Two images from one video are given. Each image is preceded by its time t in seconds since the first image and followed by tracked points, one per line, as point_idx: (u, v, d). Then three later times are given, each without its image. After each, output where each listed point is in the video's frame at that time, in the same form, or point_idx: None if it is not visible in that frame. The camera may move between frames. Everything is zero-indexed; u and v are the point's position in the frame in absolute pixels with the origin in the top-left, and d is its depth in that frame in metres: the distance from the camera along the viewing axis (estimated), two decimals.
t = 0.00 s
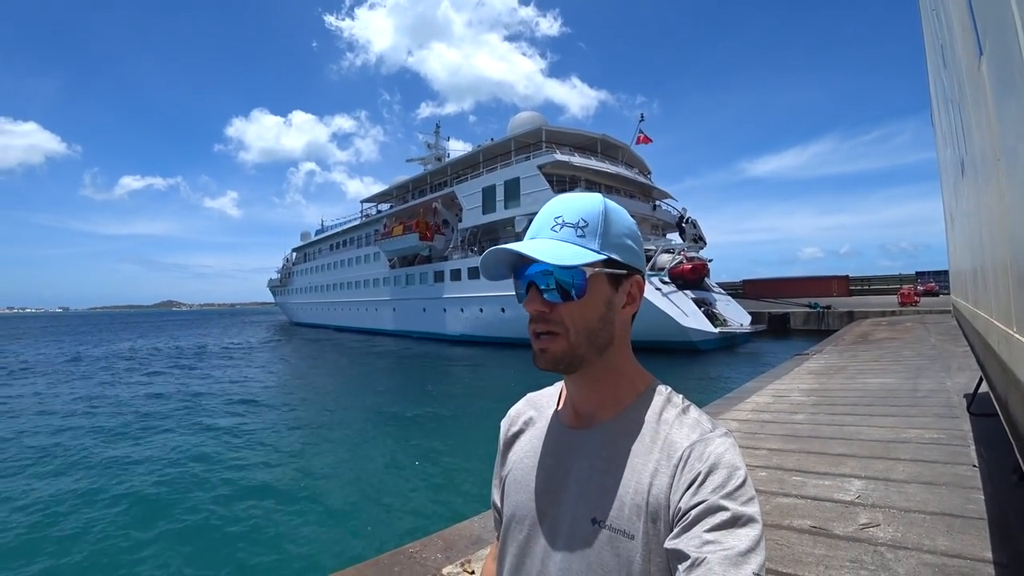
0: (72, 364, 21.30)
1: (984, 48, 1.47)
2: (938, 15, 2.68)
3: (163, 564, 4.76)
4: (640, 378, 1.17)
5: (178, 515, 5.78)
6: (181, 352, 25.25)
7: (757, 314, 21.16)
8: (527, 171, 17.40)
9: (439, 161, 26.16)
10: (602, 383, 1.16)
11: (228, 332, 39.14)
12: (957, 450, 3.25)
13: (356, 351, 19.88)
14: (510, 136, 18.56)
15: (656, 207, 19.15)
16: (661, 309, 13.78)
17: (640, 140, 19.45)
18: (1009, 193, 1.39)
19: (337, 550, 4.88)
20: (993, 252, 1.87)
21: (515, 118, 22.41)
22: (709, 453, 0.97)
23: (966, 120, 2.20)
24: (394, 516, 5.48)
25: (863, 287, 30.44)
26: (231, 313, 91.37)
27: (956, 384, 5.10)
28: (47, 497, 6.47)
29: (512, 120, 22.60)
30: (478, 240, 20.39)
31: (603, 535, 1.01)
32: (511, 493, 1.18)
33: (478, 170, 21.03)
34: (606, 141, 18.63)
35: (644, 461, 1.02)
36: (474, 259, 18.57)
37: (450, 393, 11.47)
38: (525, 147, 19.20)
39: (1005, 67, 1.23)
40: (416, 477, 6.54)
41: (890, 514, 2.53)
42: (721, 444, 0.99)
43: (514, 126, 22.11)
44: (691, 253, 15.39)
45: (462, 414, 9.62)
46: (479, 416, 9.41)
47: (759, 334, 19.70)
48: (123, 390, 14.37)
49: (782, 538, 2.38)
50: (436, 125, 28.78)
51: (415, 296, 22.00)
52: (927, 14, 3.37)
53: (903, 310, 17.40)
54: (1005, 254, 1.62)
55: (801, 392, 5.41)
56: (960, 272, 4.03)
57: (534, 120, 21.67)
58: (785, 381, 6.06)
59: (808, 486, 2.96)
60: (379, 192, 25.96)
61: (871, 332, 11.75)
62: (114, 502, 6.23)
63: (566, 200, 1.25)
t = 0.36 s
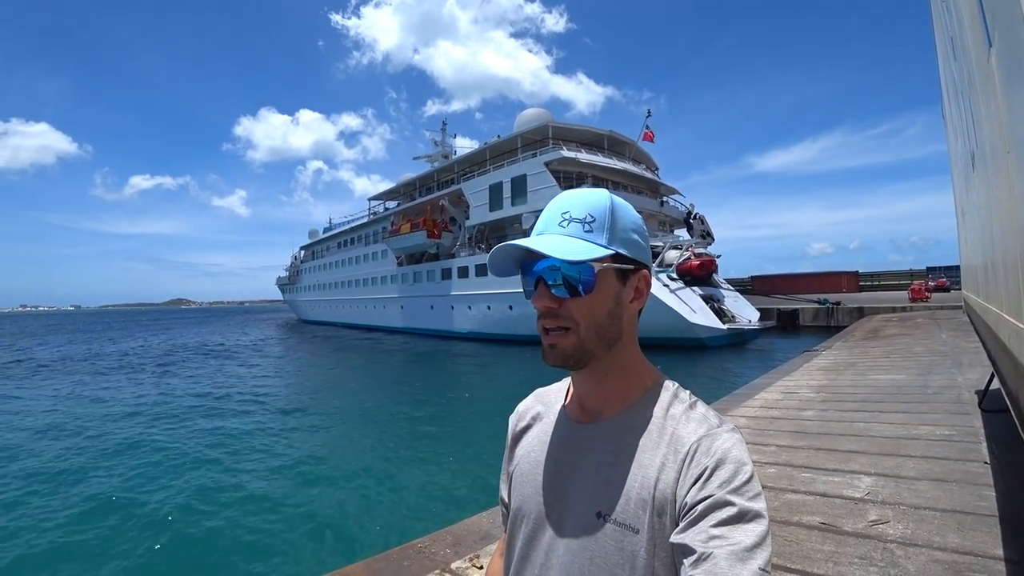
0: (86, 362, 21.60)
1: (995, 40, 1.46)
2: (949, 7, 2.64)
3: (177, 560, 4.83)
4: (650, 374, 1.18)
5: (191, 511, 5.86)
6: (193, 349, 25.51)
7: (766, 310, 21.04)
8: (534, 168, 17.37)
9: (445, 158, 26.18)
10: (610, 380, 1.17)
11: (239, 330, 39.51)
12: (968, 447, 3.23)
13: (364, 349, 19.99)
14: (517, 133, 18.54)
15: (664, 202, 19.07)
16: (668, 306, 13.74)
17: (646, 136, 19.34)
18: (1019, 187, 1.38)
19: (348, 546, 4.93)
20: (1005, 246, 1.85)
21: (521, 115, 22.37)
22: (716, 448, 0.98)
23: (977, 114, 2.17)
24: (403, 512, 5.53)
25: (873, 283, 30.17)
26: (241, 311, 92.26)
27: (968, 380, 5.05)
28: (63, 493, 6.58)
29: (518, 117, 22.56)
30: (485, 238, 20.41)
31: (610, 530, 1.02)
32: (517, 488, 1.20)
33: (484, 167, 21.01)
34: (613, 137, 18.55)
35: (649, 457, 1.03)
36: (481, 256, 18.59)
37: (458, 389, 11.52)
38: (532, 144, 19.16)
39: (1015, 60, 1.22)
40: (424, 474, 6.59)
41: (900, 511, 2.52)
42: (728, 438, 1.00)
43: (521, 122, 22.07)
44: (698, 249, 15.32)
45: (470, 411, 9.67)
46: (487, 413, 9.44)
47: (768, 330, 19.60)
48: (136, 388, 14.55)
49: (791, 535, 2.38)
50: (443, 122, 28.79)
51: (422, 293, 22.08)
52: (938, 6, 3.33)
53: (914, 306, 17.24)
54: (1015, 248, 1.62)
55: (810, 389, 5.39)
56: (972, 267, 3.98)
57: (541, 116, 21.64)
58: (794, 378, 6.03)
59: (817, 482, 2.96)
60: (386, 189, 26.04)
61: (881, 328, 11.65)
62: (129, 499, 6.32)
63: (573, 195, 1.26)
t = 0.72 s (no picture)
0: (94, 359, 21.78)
1: (1000, 40, 1.45)
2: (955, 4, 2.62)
3: (185, 556, 4.88)
4: (654, 372, 1.19)
5: (199, 508, 5.92)
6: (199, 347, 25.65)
7: (771, 309, 20.97)
8: (538, 166, 17.35)
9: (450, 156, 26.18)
10: (616, 376, 1.18)
11: (244, 328, 39.67)
12: (973, 446, 3.23)
13: (368, 347, 20.05)
14: (522, 131, 18.53)
15: (668, 201, 19.03)
16: (672, 304, 13.72)
17: (651, 134, 19.29)
18: None
19: (353, 543, 4.97)
20: (1010, 246, 1.84)
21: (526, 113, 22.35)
22: (721, 446, 0.99)
23: (983, 113, 2.17)
24: (408, 510, 5.56)
25: (879, 281, 30.03)
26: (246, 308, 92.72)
27: (973, 379, 5.04)
28: (73, 490, 6.66)
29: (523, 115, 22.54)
30: (490, 236, 20.45)
31: (613, 528, 1.03)
32: (519, 487, 1.21)
33: (489, 165, 21.01)
34: (617, 135, 18.51)
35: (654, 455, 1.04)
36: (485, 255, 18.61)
37: (462, 387, 11.54)
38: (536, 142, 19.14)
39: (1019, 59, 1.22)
40: (428, 471, 6.62)
41: (904, 510, 2.52)
42: (732, 436, 1.01)
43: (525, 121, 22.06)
44: (703, 247, 15.28)
45: (474, 409, 9.69)
46: (491, 411, 9.47)
47: (772, 329, 19.55)
48: (143, 385, 14.67)
49: (794, 533, 2.39)
50: (447, 120, 28.81)
51: (426, 292, 22.12)
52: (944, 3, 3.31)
53: (920, 305, 17.15)
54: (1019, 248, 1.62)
55: (815, 387, 5.38)
56: (977, 266, 3.96)
57: (545, 114, 21.62)
58: (798, 377, 6.02)
59: (821, 481, 2.96)
60: (390, 188, 26.07)
61: (887, 327, 11.60)
62: (137, 495, 6.38)
63: (583, 190, 1.27)
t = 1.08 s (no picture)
0: (98, 369, 21.84)
1: (993, 36, 1.45)
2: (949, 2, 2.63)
3: (189, 565, 4.88)
4: (652, 372, 1.19)
5: (203, 516, 5.92)
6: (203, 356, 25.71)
7: (774, 310, 20.90)
8: (539, 171, 17.38)
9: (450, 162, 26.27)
10: (618, 378, 1.17)
11: (247, 336, 39.73)
12: (979, 444, 3.20)
13: (371, 353, 20.05)
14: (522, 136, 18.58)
15: (669, 203, 19.03)
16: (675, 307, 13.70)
17: (651, 137, 19.32)
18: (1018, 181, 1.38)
19: (356, 549, 4.96)
20: (1010, 242, 1.83)
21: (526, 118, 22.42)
22: (718, 444, 0.99)
23: (980, 110, 2.17)
24: (412, 516, 5.55)
25: (882, 281, 29.90)
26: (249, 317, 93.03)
27: (978, 377, 5.00)
28: (78, 500, 6.67)
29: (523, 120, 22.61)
30: (491, 241, 20.52)
31: (615, 529, 1.03)
32: (517, 494, 1.19)
33: (489, 170, 21.07)
34: (617, 138, 18.53)
35: (653, 455, 1.03)
36: (487, 260, 18.62)
37: (465, 393, 11.53)
38: (536, 146, 19.18)
39: (1011, 55, 1.22)
40: (431, 477, 6.59)
41: (910, 510, 2.50)
42: (728, 433, 1.01)
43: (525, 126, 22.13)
44: (704, 249, 15.27)
45: (477, 414, 9.67)
46: (494, 416, 9.45)
47: (776, 330, 19.49)
48: (148, 394, 14.69)
49: (799, 535, 2.37)
50: (448, 127, 28.93)
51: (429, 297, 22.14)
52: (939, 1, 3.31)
53: (923, 303, 17.07)
54: (1018, 244, 1.61)
55: (818, 388, 5.35)
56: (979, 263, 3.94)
57: (545, 119, 21.69)
58: (802, 377, 5.99)
59: (826, 482, 2.94)
60: (392, 194, 26.15)
61: (891, 326, 11.55)
62: (142, 504, 6.39)
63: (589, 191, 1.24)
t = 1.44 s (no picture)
0: (99, 364, 21.88)
1: (997, 48, 1.45)
2: (955, 11, 2.63)
3: (184, 563, 4.86)
4: (650, 377, 1.19)
5: (200, 514, 5.91)
6: (203, 353, 25.74)
7: (775, 317, 20.85)
8: (542, 174, 17.39)
9: (454, 164, 26.32)
10: (618, 383, 1.17)
11: (247, 334, 39.70)
12: (979, 456, 3.19)
13: (371, 354, 20.04)
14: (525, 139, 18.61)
15: (672, 209, 19.03)
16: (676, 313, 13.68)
17: (654, 143, 19.34)
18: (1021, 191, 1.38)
19: (352, 550, 4.94)
20: (1013, 253, 1.83)
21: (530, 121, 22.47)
22: (717, 448, 0.99)
23: (983, 120, 2.16)
24: (409, 517, 5.53)
25: (884, 290, 29.83)
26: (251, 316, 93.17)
27: (980, 388, 4.98)
28: (75, 495, 6.66)
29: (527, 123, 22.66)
30: (493, 244, 20.51)
31: (613, 534, 1.02)
32: (514, 501, 1.18)
33: (492, 173, 21.09)
34: (621, 143, 18.55)
35: (652, 460, 1.03)
36: (489, 262, 18.62)
37: (464, 395, 11.52)
38: (539, 150, 19.21)
39: (1015, 64, 1.23)
40: (429, 479, 6.57)
41: (909, 521, 2.49)
42: (728, 438, 1.01)
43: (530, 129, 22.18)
44: (706, 256, 15.25)
45: (475, 416, 9.65)
46: (492, 418, 9.43)
47: (776, 337, 19.46)
48: (147, 391, 14.70)
49: (797, 544, 2.36)
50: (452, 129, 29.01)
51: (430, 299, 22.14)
52: (945, 11, 3.30)
53: (925, 313, 17.05)
54: (1020, 256, 1.61)
55: (819, 396, 5.33)
56: (981, 273, 3.93)
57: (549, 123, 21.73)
58: (802, 385, 5.97)
59: (825, 491, 2.93)
60: (395, 195, 26.20)
61: (893, 335, 11.51)
62: (139, 501, 6.38)
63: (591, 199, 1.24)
